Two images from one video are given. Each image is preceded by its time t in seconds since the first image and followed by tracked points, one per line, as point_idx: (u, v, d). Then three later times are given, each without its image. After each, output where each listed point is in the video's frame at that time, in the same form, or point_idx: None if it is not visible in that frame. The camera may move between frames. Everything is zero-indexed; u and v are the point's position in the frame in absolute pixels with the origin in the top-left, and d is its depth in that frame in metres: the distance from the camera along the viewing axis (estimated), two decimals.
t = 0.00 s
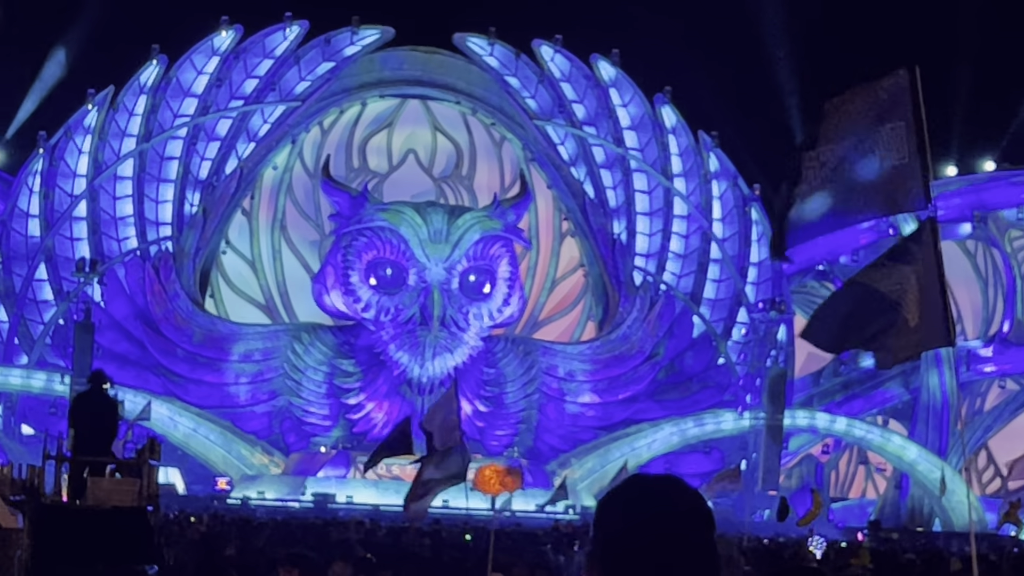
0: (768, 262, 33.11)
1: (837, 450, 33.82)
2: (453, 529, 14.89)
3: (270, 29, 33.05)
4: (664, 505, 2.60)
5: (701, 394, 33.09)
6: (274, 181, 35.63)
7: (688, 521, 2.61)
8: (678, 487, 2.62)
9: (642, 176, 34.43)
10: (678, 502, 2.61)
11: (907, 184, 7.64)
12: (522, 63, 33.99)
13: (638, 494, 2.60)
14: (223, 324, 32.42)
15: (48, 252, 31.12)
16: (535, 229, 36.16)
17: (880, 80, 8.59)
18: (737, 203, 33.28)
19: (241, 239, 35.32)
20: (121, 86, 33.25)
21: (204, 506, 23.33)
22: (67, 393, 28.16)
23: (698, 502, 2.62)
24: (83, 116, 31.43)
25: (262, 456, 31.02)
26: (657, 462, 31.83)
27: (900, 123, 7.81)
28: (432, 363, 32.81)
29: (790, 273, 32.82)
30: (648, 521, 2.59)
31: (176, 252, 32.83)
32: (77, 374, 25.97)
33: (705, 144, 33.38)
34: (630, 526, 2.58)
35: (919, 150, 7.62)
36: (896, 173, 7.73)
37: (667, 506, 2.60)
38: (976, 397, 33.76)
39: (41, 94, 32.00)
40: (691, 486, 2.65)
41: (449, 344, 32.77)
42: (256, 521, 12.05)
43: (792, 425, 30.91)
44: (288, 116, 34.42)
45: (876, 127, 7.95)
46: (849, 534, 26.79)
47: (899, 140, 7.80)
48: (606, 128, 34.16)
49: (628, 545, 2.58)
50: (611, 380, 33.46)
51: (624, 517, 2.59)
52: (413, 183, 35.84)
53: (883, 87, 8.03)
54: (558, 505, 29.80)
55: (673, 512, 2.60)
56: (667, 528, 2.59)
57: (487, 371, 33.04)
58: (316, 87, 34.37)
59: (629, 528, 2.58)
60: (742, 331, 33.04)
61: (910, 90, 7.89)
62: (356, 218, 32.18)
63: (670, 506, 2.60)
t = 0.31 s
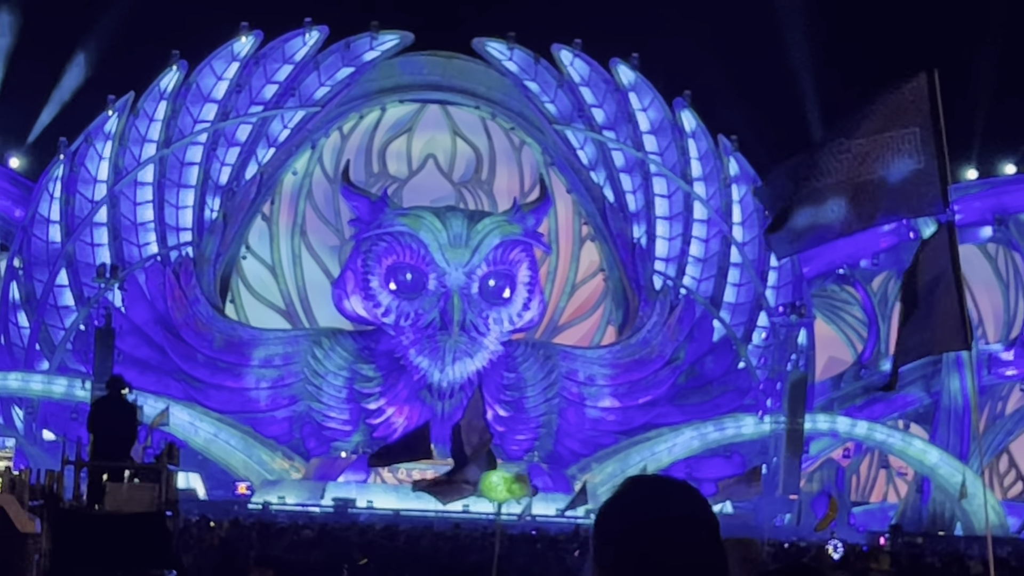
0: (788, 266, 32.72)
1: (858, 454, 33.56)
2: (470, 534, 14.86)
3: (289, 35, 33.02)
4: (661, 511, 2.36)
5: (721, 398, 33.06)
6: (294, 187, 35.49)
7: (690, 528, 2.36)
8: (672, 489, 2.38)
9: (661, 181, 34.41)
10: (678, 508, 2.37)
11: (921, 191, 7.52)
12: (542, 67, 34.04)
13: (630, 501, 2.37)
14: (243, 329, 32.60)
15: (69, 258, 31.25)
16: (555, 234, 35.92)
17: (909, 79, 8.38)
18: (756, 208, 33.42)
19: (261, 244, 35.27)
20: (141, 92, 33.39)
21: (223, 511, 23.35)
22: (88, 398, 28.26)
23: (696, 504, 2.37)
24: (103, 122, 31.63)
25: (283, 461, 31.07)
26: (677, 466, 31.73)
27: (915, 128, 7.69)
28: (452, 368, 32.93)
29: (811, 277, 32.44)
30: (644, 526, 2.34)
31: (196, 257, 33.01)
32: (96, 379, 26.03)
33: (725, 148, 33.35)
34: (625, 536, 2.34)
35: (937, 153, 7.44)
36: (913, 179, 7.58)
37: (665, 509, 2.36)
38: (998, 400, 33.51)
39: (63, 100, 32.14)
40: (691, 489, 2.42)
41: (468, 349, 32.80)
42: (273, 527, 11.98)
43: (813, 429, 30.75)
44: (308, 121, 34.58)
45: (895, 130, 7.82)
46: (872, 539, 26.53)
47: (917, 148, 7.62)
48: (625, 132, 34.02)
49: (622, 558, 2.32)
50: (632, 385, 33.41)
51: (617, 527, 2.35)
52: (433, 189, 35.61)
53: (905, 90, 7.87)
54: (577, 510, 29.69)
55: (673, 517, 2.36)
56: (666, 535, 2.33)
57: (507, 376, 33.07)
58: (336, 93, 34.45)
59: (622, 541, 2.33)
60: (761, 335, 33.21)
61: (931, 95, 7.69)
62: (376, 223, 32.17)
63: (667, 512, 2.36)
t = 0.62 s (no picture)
0: (803, 266, 32.99)
1: (873, 454, 33.45)
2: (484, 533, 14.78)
3: (304, 35, 33.16)
4: (642, 509, 2.42)
5: (736, 398, 33.06)
6: (309, 187, 35.45)
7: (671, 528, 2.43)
8: (658, 486, 2.45)
9: (676, 180, 34.27)
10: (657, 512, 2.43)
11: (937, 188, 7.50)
12: (556, 67, 34.14)
13: (608, 500, 2.42)
14: (258, 329, 32.68)
15: (84, 258, 31.35)
16: (570, 235, 35.79)
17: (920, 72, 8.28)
18: (772, 207, 33.19)
19: (275, 245, 35.24)
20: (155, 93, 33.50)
21: (239, 511, 23.42)
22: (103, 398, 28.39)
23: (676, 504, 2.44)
24: (119, 123, 31.66)
25: (298, 461, 31.20)
26: (692, 466, 31.81)
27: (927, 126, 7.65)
28: (467, 368, 32.89)
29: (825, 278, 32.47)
30: (631, 526, 2.40)
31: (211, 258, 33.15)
32: (111, 379, 26.11)
33: (739, 147, 33.32)
34: (607, 539, 2.39)
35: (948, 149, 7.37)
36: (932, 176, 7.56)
37: (649, 509, 2.42)
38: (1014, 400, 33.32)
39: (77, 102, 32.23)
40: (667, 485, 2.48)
41: (483, 350, 32.75)
42: (287, 527, 11.96)
43: (828, 429, 30.67)
44: (323, 122, 34.68)
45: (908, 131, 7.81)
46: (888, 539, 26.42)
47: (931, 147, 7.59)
48: (640, 132, 34.00)
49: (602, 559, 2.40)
50: (646, 385, 33.45)
51: (597, 530, 2.40)
52: (448, 189, 35.42)
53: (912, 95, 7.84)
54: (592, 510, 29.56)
55: (656, 517, 2.42)
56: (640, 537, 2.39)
57: (522, 376, 33.12)
58: (350, 94, 34.47)
59: (600, 539, 2.39)
60: (777, 334, 33.06)
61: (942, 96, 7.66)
62: (390, 223, 32.22)
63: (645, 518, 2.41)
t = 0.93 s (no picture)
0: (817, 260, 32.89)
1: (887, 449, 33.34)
2: (495, 528, 14.60)
3: (317, 31, 33.12)
4: (627, 508, 2.59)
5: (749, 393, 32.67)
6: (322, 183, 35.57)
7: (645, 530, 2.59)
8: (637, 485, 2.61)
9: (690, 175, 34.26)
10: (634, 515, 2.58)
11: (946, 186, 6.88)
12: (569, 62, 34.06)
13: (589, 503, 2.56)
14: (272, 324, 32.77)
15: (98, 254, 31.42)
16: (583, 230, 35.73)
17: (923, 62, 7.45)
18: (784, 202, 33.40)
19: (289, 240, 35.32)
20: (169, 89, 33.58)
21: (253, 506, 23.47)
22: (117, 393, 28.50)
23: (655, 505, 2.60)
24: (132, 118, 31.67)
25: (312, 456, 31.19)
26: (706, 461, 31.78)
27: (938, 119, 6.88)
28: (481, 363, 32.89)
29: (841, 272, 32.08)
30: (595, 524, 2.56)
31: (225, 253, 33.03)
32: (127, 374, 26.17)
33: (753, 142, 33.30)
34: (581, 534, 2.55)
35: (961, 150, 6.75)
36: (939, 177, 6.91)
37: (631, 508, 2.58)
38: None
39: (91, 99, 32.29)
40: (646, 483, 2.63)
41: (496, 345, 32.81)
42: (303, 522, 11.91)
43: (842, 423, 30.71)
44: (336, 117, 34.79)
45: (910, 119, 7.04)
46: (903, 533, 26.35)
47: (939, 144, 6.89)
48: (653, 127, 33.97)
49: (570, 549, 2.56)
50: (660, 379, 33.48)
51: (572, 530, 2.56)
52: (460, 183, 35.50)
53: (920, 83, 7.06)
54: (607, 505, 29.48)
55: (627, 513, 2.58)
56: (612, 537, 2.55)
57: (536, 371, 33.24)
58: (363, 89, 34.47)
59: (574, 537, 2.55)
60: (790, 329, 33.15)
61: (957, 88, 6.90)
62: (404, 218, 32.30)
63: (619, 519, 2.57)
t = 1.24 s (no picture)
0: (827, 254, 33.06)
1: (898, 442, 33.29)
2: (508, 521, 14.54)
3: (329, 24, 33.27)
4: (613, 497, 2.80)
5: (760, 386, 32.93)
6: (334, 176, 35.50)
7: (626, 520, 2.79)
8: (620, 476, 2.80)
9: (701, 168, 34.24)
10: (610, 506, 2.79)
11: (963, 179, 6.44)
12: (580, 55, 33.96)
13: (574, 494, 2.77)
14: (283, 318, 32.81)
15: (109, 247, 31.49)
16: (594, 223, 35.67)
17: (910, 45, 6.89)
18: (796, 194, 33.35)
19: (301, 233, 35.28)
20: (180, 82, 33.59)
21: (264, 500, 23.50)
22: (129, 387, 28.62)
23: (632, 497, 2.80)
24: (143, 112, 31.73)
25: (323, 450, 31.22)
26: (717, 454, 31.77)
27: (954, 112, 6.41)
28: (492, 356, 33.04)
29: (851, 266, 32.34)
30: (578, 508, 2.76)
31: (235, 247, 33.15)
32: (139, 368, 26.20)
33: (764, 135, 33.41)
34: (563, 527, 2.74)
35: (977, 141, 6.31)
36: (951, 171, 6.42)
37: (610, 492, 2.79)
38: None
39: (103, 92, 32.30)
40: (624, 476, 2.82)
41: (507, 338, 32.85)
42: (316, 515, 11.91)
43: (853, 417, 30.49)
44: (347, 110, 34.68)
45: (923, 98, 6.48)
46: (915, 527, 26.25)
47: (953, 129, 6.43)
48: (664, 119, 33.91)
49: (553, 539, 2.74)
50: (671, 373, 33.44)
51: (559, 517, 2.75)
52: (472, 177, 35.44)
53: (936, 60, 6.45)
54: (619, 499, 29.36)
55: (606, 498, 2.78)
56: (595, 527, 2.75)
57: (547, 364, 32.97)
58: (374, 82, 34.56)
59: (560, 523, 2.74)
60: (801, 322, 33.07)
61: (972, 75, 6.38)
62: (415, 212, 32.25)
63: (605, 508, 2.78)
